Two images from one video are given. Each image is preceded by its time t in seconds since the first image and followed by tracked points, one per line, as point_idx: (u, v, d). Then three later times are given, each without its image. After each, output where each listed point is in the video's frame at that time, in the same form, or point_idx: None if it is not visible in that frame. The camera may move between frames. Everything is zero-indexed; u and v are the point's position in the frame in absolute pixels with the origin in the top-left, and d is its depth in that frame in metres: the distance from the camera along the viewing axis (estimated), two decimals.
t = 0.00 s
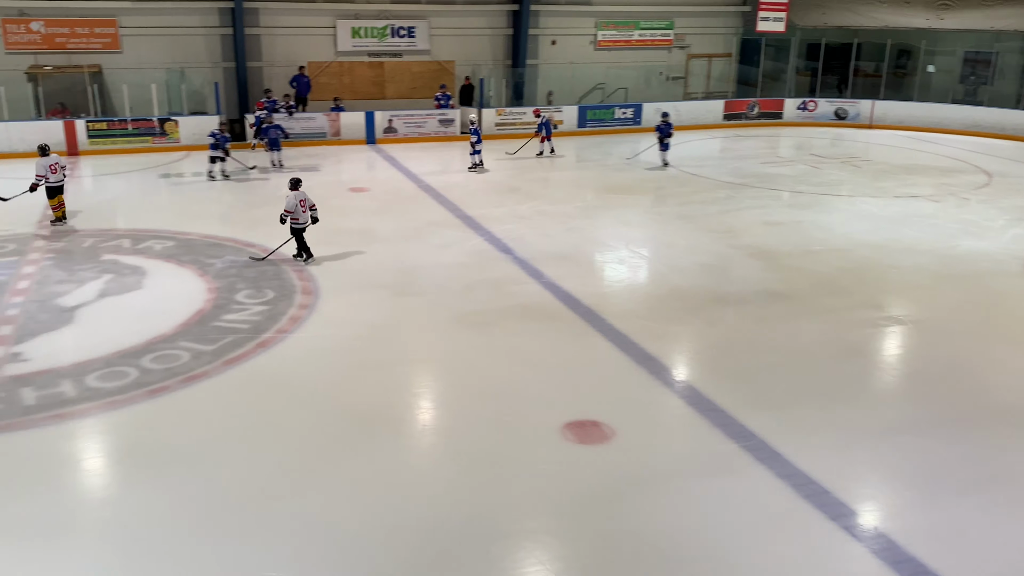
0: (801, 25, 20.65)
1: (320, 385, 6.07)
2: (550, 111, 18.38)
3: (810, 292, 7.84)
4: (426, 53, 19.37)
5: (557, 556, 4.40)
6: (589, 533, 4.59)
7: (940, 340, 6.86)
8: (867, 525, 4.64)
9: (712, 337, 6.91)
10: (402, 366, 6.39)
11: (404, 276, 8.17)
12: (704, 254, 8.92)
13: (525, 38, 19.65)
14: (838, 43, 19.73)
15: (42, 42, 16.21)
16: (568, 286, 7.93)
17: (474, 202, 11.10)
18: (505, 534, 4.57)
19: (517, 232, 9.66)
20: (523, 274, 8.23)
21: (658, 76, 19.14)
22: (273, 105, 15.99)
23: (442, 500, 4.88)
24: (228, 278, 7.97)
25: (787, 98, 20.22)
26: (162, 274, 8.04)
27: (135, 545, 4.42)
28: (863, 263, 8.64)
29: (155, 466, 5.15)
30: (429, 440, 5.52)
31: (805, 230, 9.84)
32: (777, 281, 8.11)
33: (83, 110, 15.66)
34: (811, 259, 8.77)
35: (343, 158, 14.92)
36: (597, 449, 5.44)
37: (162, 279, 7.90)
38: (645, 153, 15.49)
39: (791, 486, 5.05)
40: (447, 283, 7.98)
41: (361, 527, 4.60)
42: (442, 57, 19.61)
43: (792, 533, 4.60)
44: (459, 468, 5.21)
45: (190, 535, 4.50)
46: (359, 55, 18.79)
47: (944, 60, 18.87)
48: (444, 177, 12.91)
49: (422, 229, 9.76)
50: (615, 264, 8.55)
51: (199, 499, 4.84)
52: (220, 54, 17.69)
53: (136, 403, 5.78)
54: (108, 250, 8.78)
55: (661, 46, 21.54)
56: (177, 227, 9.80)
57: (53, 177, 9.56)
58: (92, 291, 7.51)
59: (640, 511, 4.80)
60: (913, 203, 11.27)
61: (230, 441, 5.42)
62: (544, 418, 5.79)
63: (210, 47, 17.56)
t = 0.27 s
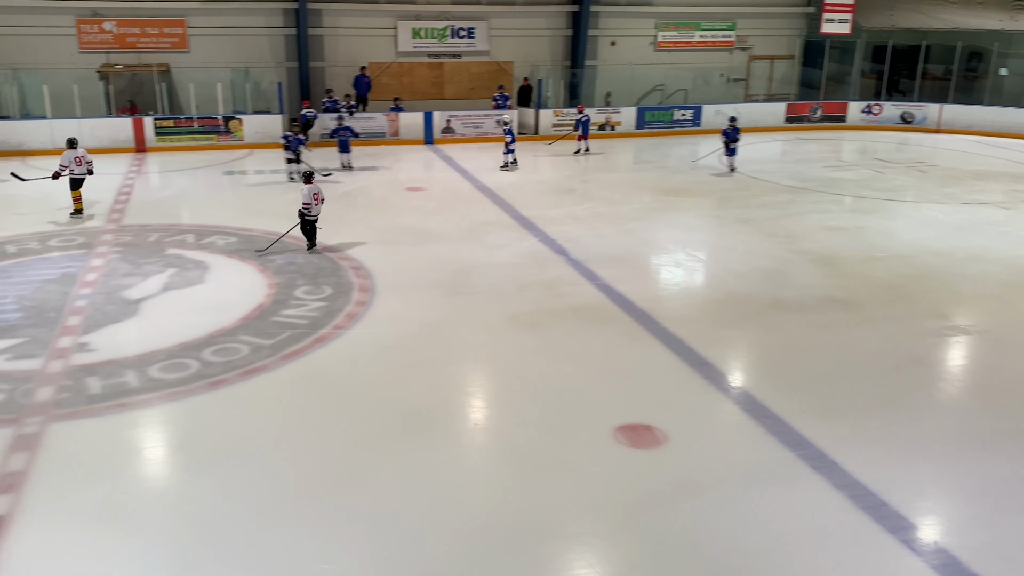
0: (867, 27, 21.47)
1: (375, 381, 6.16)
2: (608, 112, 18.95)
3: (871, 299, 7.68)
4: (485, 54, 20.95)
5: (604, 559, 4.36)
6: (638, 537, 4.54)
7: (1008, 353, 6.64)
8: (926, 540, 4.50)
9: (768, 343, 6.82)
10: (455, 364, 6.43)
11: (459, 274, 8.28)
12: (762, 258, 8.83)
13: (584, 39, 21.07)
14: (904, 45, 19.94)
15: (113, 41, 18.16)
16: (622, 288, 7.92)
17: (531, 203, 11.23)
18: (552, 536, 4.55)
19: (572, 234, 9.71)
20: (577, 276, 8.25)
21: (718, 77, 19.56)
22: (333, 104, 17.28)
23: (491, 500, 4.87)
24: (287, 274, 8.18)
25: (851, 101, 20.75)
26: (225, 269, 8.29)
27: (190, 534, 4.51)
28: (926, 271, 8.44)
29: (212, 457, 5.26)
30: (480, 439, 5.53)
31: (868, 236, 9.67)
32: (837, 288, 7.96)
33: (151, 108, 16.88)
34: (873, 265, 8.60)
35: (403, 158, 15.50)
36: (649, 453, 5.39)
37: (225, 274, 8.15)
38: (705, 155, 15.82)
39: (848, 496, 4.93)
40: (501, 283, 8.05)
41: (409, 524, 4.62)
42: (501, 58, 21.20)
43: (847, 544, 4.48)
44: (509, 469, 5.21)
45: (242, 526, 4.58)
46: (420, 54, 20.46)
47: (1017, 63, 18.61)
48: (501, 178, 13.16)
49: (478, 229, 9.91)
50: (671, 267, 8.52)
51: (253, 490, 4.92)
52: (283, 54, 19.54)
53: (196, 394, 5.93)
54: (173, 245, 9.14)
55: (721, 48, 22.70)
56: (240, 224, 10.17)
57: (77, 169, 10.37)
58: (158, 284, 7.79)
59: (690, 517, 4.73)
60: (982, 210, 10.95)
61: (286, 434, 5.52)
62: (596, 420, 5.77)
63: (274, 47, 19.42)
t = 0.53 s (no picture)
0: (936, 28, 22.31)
1: (426, 378, 6.22)
2: (666, 114, 19.41)
3: (934, 308, 7.49)
4: (542, 54, 21.40)
5: (653, 565, 4.31)
6: (688, 544, 4.48)
7: None
8: (988, 556, 4.35)
9: (825, 350, 6.70)
10: (507, 364, 6.46)
11: (513, 274, 8.35)
12: (819, 263, 8.71)
13: (642, 40, 21.43)
14: (973, 48, 19.80)
15: (180, 41, 19.25)
16: (676, 292, 7.89)
17: (585, 205, 11.30)
18: (600, 539, 4.51)
19: (626, 236, 9.73)
20: (631, 278, 8.25)
21: (779, 79, 19.64)
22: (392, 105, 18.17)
23: (539, 502, 4.86)
24: (344, 271, 8.33)
25: (916, 105, 20.60)
26: (283, 266, 8.49)
27: (243, 525, 4.59)
28: (993, 280, 8.22)
29: (266, 449, 5.35)
30: (530, 440, 5.53)
31: (932, 242, 9.45)
32: (898, 295, 7.79)
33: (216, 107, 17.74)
34: (937, 273, 8.40)
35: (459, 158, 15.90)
36: (701, 459, 5.33)
37: (283, 270, 8.34)
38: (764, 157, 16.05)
39: (906, 509, 4.79)
40: (554, 284, 8.08)
41: (458, 523, 4.64)
42: (558, 59, 21.64)
43: (905, 558, 4.36)
44: (559, 471, 5.19)
45: (294, 519, 4.65)
46: (478, 55, 21.02)
47: None
48: (555, 180, 13.33)
49: (532, 230, 10.01)
50: (727, 271, 8.46)
51: (305, 484, 4.99)
52: (343, 54, 20.34)
53: (254, 387, 6.05)
54: (234, 241, 9.42)
55: (783, 49, 22.82)
56: (299, 221, 10.44)
57: (106, 158, 11.17)
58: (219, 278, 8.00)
59: (741, 524, 4.66)
60: None
61: (340, 429, 5.60)
62: (647, 424, 5.73)
63: (335, 48, 20.25)
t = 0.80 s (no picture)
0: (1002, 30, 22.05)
1: (475, 377, 6.25)
2: (721, 116, 19.26)
3: (998, 318, 7.27)
4: (597, 55, 21.45)
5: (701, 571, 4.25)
6: (737, 550, 4.41)
7: None
8: None
9: (882, 358, 6.56)
10: (555, 366, 6.45)
11: (563, 276, 8.35)
12: (877, 269, 8.54)
13: (698, 41, 21.26)
14: None
15: (239, 41, 19.71)
16: (729, 296, 7.81)
17: (637, 208, 11.27)
18: (648, 544, 4.47)
19: (678, 239, 9.67)
20: (682, 282, 8.19)
21: (838, 81, 19.38)
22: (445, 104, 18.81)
23: (586, 504, 4.83)
24: (395, 269, 8.42)
25: (981, 108, 20.27)
26: (336, 263, 8.62)
27: (293, 517, 4.66)
28: None
29: (317, 443, 5.42)
30: (579, 442, 5.51)
31: (996, 250, 9.19)
32: (959, 304, 7.59)
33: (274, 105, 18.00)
34: (1001, 282, 8.15)
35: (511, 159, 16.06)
36: (751, 465, 5.25)
37: (336, 268, 8.47)
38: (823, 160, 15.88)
39: (964, 523, 4.65)
40: (604, 286, 8.07)
41: (505, 522, 4.64)
42: (612, 59, 21.68)
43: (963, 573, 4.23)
44: (606, 473, 5.15)
45: (343, 513, 4.70)
46: (532, 56, 21.11)
47: None
48: (606, 181, 13.33)
49: (583, 231, 10.02)
50: (782, 275, 8.35)
51: (354, 479, 5.04)
52: (398, 55, 20.60)
53: (306, 382, 6.13)
54: (289, 238, 9.59)
55: (843, 51, 22.43)
56: (352, 220, 10.59)
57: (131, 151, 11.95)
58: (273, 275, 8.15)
59: (792, 532, 4.57)
60: None
61: (390, 425, 5.64)
62: (697, 429, 5.66)
63: (390, 48, 20.52)
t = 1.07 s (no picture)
0: None
1: (519, 377, 6.26)
2: (772, 118, 19.15)
3: None
4: (647, 56, 21.35)
5: None
6: (783, 558, 4.34)
7: None
8: None
9: (935, 367, 6.41)
10: (600, 368, 6.43)
11: (610, 278, 8.34)
12: (931, 276, 8.35)
13: (750, 41, 21.04)
14: None
15: (293, 41, 20.06)
16: (778, 301, 7.72)
17: (685, 209, 11.22)
18: (691, 549, 4.41)
19: (726, 242, 9.59)
20: (730, 285, 8.13)
21: (894, 83, 19.04)
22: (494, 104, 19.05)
23: (628, 507, 4.79)
24: (441, 269, 8.49)
25: None
26: (382, 262, 8.73)
27: (337, 512, 4.69)
28: None
29: (361, 439, 5.47)
30: (622, 444, 5.47)
31: None
32: (1018, 313, 7.38)
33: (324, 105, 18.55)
34: None
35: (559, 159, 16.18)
36: (798, 472, 5.16)
37: (382, 267, 8.58)
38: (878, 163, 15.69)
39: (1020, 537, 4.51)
40: (651, 289, 8.04)
41: (546, 523, 4.62)
42: (662, 60, 21.54)
43: None
44: (650, 477, 5.11)
45: (386, 510, 4.72)
46: (581, 57, 21.11)
47: None
48: (655, 183, 13.30)
49: (630, 233, 10.00)
50: (832, 280, 8.23)
51: (397, 477, 5.07)
52: (448, 56, 20.82)
53: (352, 379, 6.20)
54: (338, 237, 9.73)
55: (899, 53, 22.05)
56: (400, 219, 10.71)
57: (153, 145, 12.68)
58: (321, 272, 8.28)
59: (840, 541, 4.48)
60: None
61: (435, 424, 5.67)
62: (743, 435, 5.59)
63: (440, 49, 20.73)
